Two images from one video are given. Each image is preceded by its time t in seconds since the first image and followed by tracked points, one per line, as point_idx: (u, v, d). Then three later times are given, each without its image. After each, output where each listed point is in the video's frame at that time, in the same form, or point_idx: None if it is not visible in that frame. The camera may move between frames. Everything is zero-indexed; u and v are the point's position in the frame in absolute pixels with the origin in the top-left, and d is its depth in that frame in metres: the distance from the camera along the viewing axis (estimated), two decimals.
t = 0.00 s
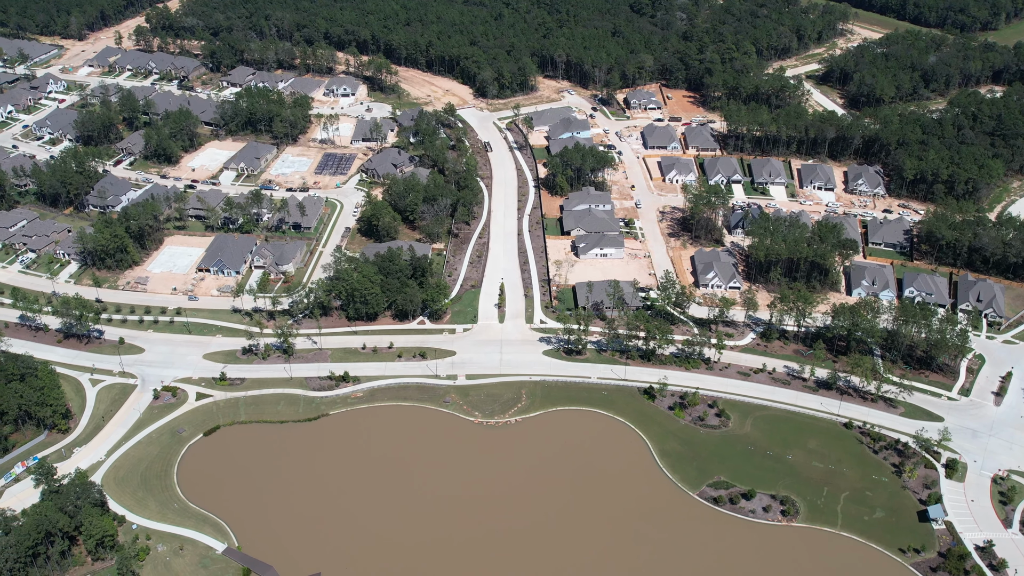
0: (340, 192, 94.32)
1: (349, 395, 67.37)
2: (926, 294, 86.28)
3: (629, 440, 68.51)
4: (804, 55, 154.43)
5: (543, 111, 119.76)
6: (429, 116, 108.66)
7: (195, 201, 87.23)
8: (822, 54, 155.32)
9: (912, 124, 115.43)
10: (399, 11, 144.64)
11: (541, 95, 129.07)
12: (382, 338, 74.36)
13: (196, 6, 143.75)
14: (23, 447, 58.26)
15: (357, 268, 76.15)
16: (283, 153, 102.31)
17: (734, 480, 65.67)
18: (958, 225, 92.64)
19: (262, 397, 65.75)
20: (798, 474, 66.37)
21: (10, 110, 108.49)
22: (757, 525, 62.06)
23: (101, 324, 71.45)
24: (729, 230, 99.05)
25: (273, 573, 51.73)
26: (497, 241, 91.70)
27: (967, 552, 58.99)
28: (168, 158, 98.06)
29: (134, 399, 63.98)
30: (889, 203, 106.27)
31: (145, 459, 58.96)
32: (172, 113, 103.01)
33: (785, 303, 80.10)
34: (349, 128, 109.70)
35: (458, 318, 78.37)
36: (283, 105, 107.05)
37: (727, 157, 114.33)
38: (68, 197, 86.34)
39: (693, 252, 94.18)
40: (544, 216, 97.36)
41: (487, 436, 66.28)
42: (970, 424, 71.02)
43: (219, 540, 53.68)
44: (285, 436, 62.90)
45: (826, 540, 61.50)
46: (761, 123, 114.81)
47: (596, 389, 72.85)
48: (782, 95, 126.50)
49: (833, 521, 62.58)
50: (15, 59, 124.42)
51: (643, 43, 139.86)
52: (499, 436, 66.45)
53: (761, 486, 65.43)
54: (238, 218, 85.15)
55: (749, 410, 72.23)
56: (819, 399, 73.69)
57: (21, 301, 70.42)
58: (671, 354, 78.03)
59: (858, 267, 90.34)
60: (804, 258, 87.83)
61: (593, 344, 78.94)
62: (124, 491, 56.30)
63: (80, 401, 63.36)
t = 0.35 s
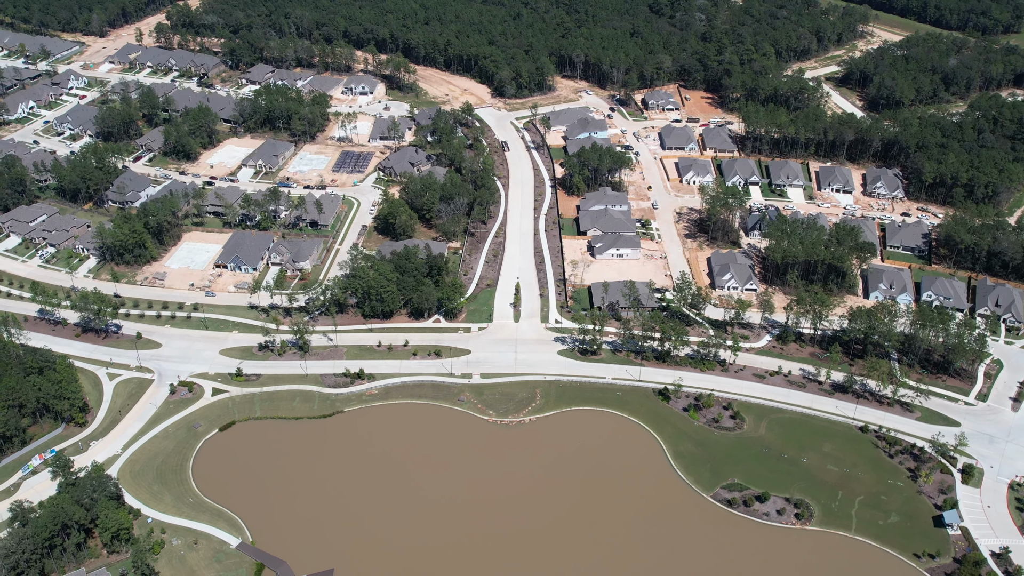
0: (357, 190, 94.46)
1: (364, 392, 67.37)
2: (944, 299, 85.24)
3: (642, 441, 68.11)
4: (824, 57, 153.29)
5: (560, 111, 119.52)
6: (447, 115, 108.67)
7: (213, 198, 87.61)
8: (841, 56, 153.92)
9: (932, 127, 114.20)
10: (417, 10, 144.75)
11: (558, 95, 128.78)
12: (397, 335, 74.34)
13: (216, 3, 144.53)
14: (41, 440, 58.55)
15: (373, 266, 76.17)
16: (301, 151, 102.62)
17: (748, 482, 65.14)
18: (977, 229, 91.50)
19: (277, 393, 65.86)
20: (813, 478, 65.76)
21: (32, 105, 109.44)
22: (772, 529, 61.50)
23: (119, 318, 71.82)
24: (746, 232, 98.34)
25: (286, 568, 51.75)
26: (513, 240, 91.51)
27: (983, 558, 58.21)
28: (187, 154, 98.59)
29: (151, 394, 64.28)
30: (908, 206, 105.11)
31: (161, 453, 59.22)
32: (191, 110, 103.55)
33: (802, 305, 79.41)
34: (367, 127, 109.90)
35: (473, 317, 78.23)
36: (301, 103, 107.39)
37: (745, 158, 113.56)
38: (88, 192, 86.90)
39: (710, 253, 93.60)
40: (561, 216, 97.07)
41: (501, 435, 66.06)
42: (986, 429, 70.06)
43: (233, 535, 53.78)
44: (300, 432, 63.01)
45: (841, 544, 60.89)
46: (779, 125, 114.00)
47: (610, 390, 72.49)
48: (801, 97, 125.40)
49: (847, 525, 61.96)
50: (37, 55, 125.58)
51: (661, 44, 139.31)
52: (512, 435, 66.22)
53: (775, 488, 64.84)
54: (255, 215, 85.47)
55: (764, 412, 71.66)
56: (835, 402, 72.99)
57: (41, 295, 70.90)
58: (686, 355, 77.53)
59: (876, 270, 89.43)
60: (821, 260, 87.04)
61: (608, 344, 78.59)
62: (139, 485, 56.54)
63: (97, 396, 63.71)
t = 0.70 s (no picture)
0: (374, 188, 94.53)
1: (378, 391, 67.28)
2: (962, 303, 84.14)
3: (657, 443, 67.63)
4: (844, 59, 151.89)
5: (578, 111, 119.16)
6: (464, 115, 108.58)
7: (230, 195, 87.85)
8: (861, 58, 152.48)
9: (952, 130, 112.94)
10: (436, 9, 144.80)
11: (576, 95, 128.40)
12: (412, 334, 74.23)
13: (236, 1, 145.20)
14: (58, 434, 58.70)
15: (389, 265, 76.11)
16: (318, 149, 102.86)
17: (763, 486, 64.55)
18: (997, 233, 90.32)
19: (292, 390, 65.92)
20: (828, 482, 65.07)
21: (53, 101, 110.27)
22: (787, 533, 60.86)
23: (136, 314, 72.13)
24: (764, 234, 97.55)
25: (298, 564, 51.72)
26: (529, 240, 91.23)
27: (1000, 566, 57.38)
28: (206, 152, 99.05)
29: (167, 389, 64.50)
30: (927, 210, 103.91)
31: (176, 449, 59.39)
32: (210, 107, 104.00)
33: (819, 308, 78.65)
34: (385, 125, 109.98)
35: (489, 317, 78.03)
36: (320, 101, 107.64)
37: (763, 160, 112.73)
38: (107, 188, 87.33)
39: (727, 256, 92.92)
40: (577, 216, 96.68)
41: (515, 435, 65.78)
42: (1005, 436, 69.03)
43: (247, 531, 53.79)
44: (314, 430, 62.99)
45: (856, 549, 60.18)
46: (798, 127, 113.06)
47: (625, 391, 72.04)
48: (820, 99, 122.98)
49: (862, 530, 61.26)
50: (59, 52, 126.65)
51: (680, 45, 138.68)
52: (526, 435, 65.93)
53: (790, 492, 64.21)
54: (273, 212, 85.67)
55: (780, 416, 70.98)
56: (851, 407, 72.21)
57: (59, 289, 71.27)
58: (702, 357, 76.95)
59: (894, 274, 88.45)
60: (839, 263, 86.16)
61: (623, 345, 78.16)
62: (154, 479, 56.71)
63: (114, 391, 63.94)
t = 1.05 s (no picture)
0: (390, 187, 94.50)
1: (391, 390, 67.17)
2: (980, 309, 83.03)
3: (669, 445, 67.17)
4: (863, 62, 150.53)
5: (594, 112, 118.69)
6: (480, 114, 108.32)
7: (246, 193, 88.01)
8: (881, 61, 150.99)
9: (972, 134, 111.64)
10: (453, 9, 144.66)
11: (593, 95, 127.88)
12: (426, 333, 74.08)
13: None
14: (73, 429, 58.80)
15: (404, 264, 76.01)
16: (334, 147, 102.98)
17: (777, 490, 63.95)
18: (1017, 238, 89.15)
19: (306, 389, 65.92)
20: (842, 488, 64.41)
21: (72, 98, 110.95)
22: (801, 539, 60.20)
23: (152, 311, 72.34)
24: (780, 237, 96.71)
25: (310, 562, 51.64)
26: (544, 240, 90.91)
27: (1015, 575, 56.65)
28: (223, 149, 99.35)
29: (181, 386, 64.65)
30: (945, 214, 102.68)
31: (190, 446, 59.50)
32: (228, 105, 104.31)
33: (835, 312, 77.87)
34: (401, 124, 110.00)
35: (503, 317, 77.77)
36: (336, 99, 107.71)
37: (780, 162, 111.83)
38: (124, 185, 87.70)
39: (743, 258, 92.22)
40: (592, 217, 96.26)
41: (528, 436, 65.49)
42: (1022, 443, 68.06)
43: (259, 528, 53.78)
44: (327, 428, 62.94)
45: (870, 555, 59.52)
46: (815, 129, 112.11)
47: (638, 393, 71.57)
48: (839, 102, 123.21)
49: (876, 536, 60.59)
50: (78, 49, 127.48)
51: (698, 46, 137.95)
52: (539, 436, 65.61)
53: (804, 497, 63.59)
54: (288, 210, 85.77)
55: (794, 420, 70.31)
56: (867, 412, 71.41)
57: (76, 285, 71.59)
58: (716, 360, 76.34)
59: (911, 278, 87.46)
60: (856, 267, 85.34)
61: (638, 347, 77.68)
62: (168, 476, 56.82)
63: (128, 387, 64.08)
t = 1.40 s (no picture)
0: (404, 187, 94.38)
1: (404, 390, 66.96)
2: (998, 315, 81.90)
3: (682, 449, 66.61)
4: (880, 64, 149.11)
5: (609, 113, 118.07)
6: (495, 115, 108.01)
7: (261, 191, 88.07)
8: (899, 63, 149.56)
9: (990, 138, 110.35)
10: (469, 9, 144.45)
11: (608, 96, 127.28)
12: (439, 334, 73.83)
13: None
14: (86, 426, 58.79)
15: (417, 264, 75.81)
16: (349, 146, 102.96)
17: (791, 496, 63.25)
18: None
19: (318, 388, 65.80)
20: (856, 494, 63.64)
21: (89, 95, 111.46)
22: (815, 546, 59.45)
23: (166, 309, 72.44)
24: (795, 240, 95.84)
25: (321, 562, 51.46)
26: (558, 242, 90.47)
27: None
28: (238, 148, 99.49)
29: (194, 384, 64.67)
30: (963, 219, 101.45)
31: (203, 444, 59.48)
32: (243, 103, 104.50)
33: (850, 317, 77.03)
34: (415, 124, 109.86)
35: (516, 318, 77.40)
36: (351, 99, 107.67)
37: (796, 165, 110.89)
38: (139, 183, 87.92)
39: (758, 261, 91.47)
40: (607, 219, 95.74)
41: (540, 438, 65.07)
42: None
43: (271, 528, 53.67)
44: (339, 428, 62.81)
45: (884, 562, 58.77)
46: (832, 132, 111.18)
47: (651, 396, 71.00)
48: (856, 105, 122.81)
49: (890, 543, 59.81)
50: (96, 47, 128.15)
51: (714, 48, 137.21)
52: (551, 438, 65.18)
53: (817, 503, 62.87)
54: (302, 210, 85.74)
55: (809, 425, 69.56)
56: (882, 417, 70.58)
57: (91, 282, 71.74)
58: (730, 364, 75.65)
59: (928, 283, 86.41)
60: (872, 271, 84.46)
61: (651, 349, 77.13)
62: (180, 474, 56.80)
63: (142, 385, 64.12)
